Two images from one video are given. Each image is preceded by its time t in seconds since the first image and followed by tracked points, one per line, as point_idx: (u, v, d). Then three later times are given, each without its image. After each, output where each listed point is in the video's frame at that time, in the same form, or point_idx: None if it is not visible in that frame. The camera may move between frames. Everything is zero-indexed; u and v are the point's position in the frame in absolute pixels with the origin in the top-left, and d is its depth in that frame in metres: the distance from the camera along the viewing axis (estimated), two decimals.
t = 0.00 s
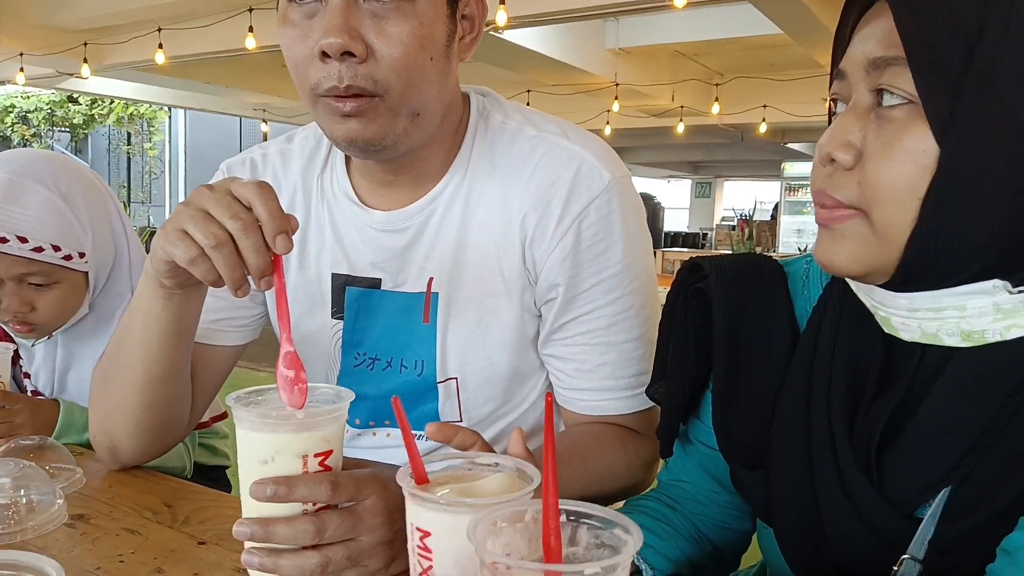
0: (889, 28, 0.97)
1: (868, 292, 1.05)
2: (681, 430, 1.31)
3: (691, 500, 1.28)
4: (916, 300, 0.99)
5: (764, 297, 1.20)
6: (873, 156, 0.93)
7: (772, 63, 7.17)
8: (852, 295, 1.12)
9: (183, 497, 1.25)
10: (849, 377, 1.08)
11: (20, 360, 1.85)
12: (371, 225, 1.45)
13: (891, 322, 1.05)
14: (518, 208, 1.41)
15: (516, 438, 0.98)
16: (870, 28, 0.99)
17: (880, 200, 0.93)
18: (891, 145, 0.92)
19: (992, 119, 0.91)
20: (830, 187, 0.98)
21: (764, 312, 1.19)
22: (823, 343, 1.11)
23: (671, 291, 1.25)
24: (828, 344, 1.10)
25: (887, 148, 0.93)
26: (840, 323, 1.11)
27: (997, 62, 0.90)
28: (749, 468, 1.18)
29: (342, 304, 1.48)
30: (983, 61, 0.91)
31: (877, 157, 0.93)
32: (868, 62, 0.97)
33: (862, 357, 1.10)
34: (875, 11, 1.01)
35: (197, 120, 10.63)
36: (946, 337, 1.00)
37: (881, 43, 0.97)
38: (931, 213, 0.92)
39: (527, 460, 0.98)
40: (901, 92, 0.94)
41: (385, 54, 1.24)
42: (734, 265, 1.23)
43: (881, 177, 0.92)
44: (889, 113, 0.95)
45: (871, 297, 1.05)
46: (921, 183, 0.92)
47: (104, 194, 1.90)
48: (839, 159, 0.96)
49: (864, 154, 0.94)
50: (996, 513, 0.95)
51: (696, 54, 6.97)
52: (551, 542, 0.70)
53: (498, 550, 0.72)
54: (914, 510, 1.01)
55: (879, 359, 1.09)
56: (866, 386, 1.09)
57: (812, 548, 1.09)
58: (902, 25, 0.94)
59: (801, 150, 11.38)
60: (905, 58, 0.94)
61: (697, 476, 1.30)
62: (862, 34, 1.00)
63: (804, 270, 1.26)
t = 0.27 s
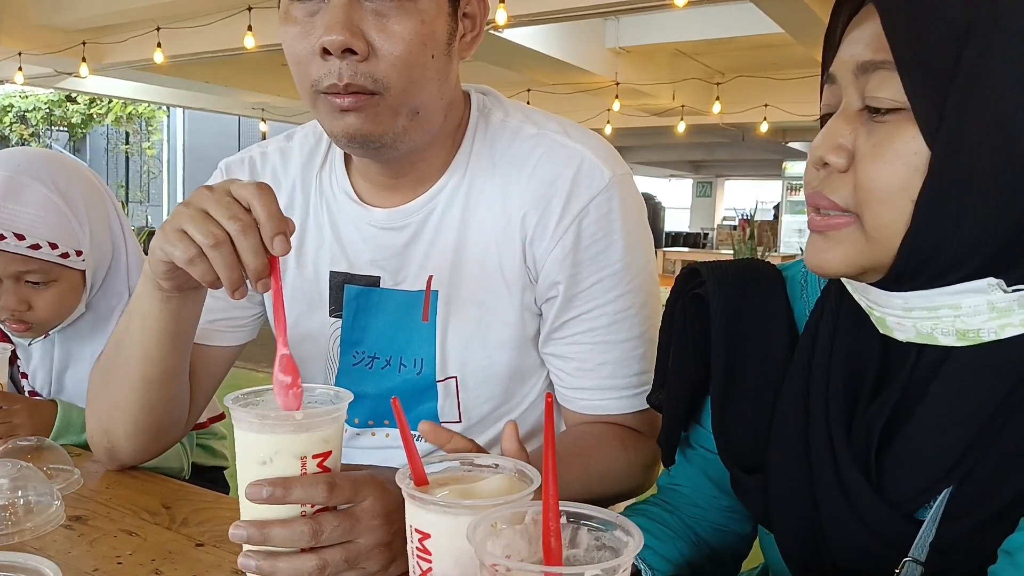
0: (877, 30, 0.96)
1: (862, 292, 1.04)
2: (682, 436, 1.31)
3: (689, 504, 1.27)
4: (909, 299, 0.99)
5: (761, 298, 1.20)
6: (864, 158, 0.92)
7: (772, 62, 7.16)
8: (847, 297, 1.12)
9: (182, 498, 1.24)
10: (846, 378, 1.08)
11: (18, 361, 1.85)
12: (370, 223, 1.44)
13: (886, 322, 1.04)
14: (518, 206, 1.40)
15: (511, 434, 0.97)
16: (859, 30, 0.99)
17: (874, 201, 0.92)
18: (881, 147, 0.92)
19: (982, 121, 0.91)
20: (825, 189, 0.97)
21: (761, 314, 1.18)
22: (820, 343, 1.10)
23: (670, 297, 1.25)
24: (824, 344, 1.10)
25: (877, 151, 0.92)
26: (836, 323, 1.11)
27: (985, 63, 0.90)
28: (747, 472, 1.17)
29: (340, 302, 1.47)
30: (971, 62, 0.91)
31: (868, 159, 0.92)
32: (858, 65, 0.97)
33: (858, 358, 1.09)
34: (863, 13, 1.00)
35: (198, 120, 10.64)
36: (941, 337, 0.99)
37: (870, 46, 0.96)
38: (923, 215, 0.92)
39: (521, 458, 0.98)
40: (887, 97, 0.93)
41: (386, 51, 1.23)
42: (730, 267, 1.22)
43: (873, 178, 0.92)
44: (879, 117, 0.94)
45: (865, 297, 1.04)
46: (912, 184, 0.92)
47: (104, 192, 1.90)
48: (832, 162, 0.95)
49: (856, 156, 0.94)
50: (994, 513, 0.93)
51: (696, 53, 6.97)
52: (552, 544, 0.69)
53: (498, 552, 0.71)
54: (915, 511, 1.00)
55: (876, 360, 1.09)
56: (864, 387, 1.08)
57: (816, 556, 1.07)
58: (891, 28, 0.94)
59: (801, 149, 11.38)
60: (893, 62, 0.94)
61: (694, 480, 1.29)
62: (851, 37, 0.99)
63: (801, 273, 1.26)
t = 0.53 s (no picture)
0: (850, 40, 0.94)
1: (847, 301, 1.03)
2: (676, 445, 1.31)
3: (687, 510, 1.26)
4: (895, 308, 0.98)
5: (752, 306, 1.19)
6: (841, 169, 0.91)
7: (773, 61, 7.15)
8: (835, 305, 1.11)
9: (180, 499, 1.23)
10: (835, 383, 1.07)
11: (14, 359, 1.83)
12: (369, 220, 1.43)
13: (874, 330, 1.03)
14: (517, 204, 1.39)
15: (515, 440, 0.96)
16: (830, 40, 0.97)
17: (853, 212, 0.91)
18: (858, 158, 0.90)
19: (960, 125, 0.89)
20: (804, 202, 0.96)
21: (755, 318, 1.18)
22: (811, 349, 1.10)
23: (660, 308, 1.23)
24: (814, 350, 1.09)
25: (853, 160, 0.91)
26: (824, 330, 1.10)
27: (959, 65, 0.89)
28: (741, 481, 1.16)
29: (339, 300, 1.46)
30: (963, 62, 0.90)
31: (845, 170, 0.91)
32: (831, 76, 0.95)
33: (847, 364, 1.08)
34: (835, 23, 0.99)
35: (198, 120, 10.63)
36: (929, 344, 0.98)
37: (846, 54, 0.94)
38: (900, 224, 0.90)
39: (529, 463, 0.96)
40: (861, 107, 0.91)
41: (386, 55, 1.22)
42: (717, 275, 1.21)
43: (851, 188, 0.90)
44: (855, 127, 0.93)
45: (852, 306, 1.03)
46: (889, 195, 0.90)
47: (103, 190, 1.89)
48: (810, 172, 0.94)
49: (833, 167, 0.92)
50: (990, 516, 0.90)
51: (697, 52, 6.95)
52: (552, 546, 0.68)
53: (498, 554, 0.70)
54: (909, 515, 0.99)
55: (867, 369, 1.07)
56: (856, 393, 1.07)
57: (812, 560, 1.05)
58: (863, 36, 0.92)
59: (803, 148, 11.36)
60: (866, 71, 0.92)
61: (688, 491, 1.28)
62: (825, 45, 0.98)
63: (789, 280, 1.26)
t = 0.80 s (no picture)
0: (837, 39, 0.95)
1: (839, 300, 1.03)
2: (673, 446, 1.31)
3: (684, 512, 1.27)
4: (886, 305, 0.98)
5: (746, 307, 1.19)
6: (831, 167, 0.91)
7: (772, 61, 7.16)
8: (826, 305, 1.10)
9: (181, 499, 1.24)
10: (827, 384, 1.07)
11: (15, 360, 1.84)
12: (370, 223, 1.44)
13: (866, 328, 1.03)
14: (516, 206, 1.39)
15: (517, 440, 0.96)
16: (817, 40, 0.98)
17: (842, 211, 0.91)
18: (847, 155, 0.91)
19: (943, 128, 0.90)
20: (792, 202, 0.96)
21: (748, 319, 1.18)
22: (800, 351, 1.10)
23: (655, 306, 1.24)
24: (806, 351, 1.10)
25: (842, 157, 0.91)
26: (816, 329, 1.10)
27: (941, 70, 0.90)
28: (735, 481, 1.16)
29: (340, 303, 1.47)
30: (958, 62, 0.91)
31: (835, 168, 0.91)
32: (819, 75, 0.96)
33: (839, 366, 1.09)
34: (823, 22, 0.99)
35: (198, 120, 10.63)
36: (920, 341, 0.98)
37: (834, 54, 0.95)
38: (891, 220, 0.91)
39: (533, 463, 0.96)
40: (850, 105, 0.92)
41: (395, 77, 1.22)
42: (712, 278, 1.22)
43: (840, 187, 0.91)
44: (844, 125, 0.93)
45: (844, 304, 1.03)
46: (878, 193, 0.91)
47: (101, 190, 1.89)
48: (799, 171, 0.94)
49: (823, 165, 0.92)
50: (983, 514, 0.92)
51: (696, 52, 6.95)
52: (552, 545, 0.69)
53: (498, 553, 0.70)
54: (904, 514, 0.99)
55: (857, 367, 1.08)
56: (847, 394, 1.07)
57: (802, 559, 1.07)
58: (849, 36, 0.92)
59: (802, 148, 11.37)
60: (855, 70, 0.93)
61: (685, 491, 1.28)
62: (813, 45, 0.98)
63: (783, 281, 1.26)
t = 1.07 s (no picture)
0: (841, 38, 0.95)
1: (844, 298, 1.04)
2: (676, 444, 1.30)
3: (686, 510, 1.27)
4: (892, 306, 0.99)
5: (748, 306, 1.19)
6: (835, 166, 0.93)
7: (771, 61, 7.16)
8: (830, 304, 1.11)
9: (180, 498, 1.24)
10: (831, 384, 1.07)
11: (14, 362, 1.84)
12: (362, 225, 1.44)
13: (871, 327, 1.04)
14: (508, 207, 1.39)
15: (517, 441, 0.96)
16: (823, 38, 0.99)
17: (848, 210, 0.92)
18: (851, 154, 0.92)
19: (948, 125, 0.89)
20: (798, 200, 0.98)
21: (747, 318, 1.18)
22: (805, 349, 1.10)
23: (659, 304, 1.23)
24: (808, 351, 1.10)
25: (846, 157, 0.92)
26: (819, 329, 1.10)
27: (944, 69, 0.89)
28: (739, 480, 1.16)
29: (334, 304, 1.47)
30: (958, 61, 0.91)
31: (839, 167, 0.92)
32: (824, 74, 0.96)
33: (842, 365, 1.09)
34: (829, 21, 1.00)
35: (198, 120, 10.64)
36: (926, 341, 0.99)
37: (838, 53, 0.95)
38: (895, 220, 0.91)
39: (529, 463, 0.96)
40: (854, 104, 0.93)
41: (380, 90, 1.21)
42: (716, 275, 1.21)
43: (845, 187, 0.92)
44: (848, 124, 0.94)
45: (849, 303, 1.03)
46: (883, 191, 0.92)
47: (98, 192, 1.89)
48: (804, 170, 0.96)
49: (827, 165, 0.94)
50: (985, 514, 0.91)
51: (696, 52, 6.96)
52: (552, 545, 0.69)
53: (498, 553, 0.70)
54: (906, 513, 0.99)
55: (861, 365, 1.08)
56: (849, 394, 1.08)
57: (803, 557, 1.07)
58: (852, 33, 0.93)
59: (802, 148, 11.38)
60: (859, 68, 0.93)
61: (688, 489, 1.28)
62: (817, 44, 0.99)
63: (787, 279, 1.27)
